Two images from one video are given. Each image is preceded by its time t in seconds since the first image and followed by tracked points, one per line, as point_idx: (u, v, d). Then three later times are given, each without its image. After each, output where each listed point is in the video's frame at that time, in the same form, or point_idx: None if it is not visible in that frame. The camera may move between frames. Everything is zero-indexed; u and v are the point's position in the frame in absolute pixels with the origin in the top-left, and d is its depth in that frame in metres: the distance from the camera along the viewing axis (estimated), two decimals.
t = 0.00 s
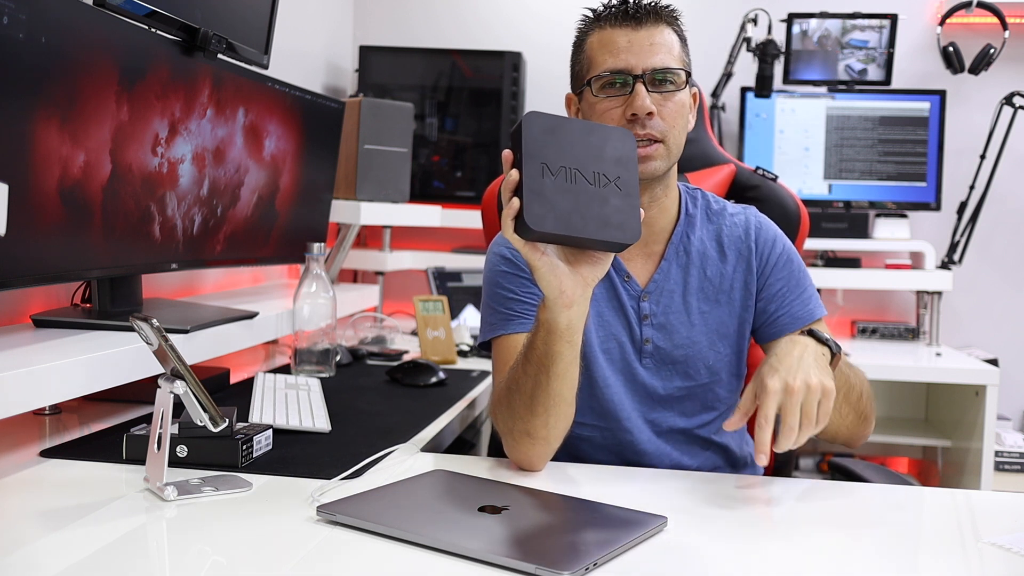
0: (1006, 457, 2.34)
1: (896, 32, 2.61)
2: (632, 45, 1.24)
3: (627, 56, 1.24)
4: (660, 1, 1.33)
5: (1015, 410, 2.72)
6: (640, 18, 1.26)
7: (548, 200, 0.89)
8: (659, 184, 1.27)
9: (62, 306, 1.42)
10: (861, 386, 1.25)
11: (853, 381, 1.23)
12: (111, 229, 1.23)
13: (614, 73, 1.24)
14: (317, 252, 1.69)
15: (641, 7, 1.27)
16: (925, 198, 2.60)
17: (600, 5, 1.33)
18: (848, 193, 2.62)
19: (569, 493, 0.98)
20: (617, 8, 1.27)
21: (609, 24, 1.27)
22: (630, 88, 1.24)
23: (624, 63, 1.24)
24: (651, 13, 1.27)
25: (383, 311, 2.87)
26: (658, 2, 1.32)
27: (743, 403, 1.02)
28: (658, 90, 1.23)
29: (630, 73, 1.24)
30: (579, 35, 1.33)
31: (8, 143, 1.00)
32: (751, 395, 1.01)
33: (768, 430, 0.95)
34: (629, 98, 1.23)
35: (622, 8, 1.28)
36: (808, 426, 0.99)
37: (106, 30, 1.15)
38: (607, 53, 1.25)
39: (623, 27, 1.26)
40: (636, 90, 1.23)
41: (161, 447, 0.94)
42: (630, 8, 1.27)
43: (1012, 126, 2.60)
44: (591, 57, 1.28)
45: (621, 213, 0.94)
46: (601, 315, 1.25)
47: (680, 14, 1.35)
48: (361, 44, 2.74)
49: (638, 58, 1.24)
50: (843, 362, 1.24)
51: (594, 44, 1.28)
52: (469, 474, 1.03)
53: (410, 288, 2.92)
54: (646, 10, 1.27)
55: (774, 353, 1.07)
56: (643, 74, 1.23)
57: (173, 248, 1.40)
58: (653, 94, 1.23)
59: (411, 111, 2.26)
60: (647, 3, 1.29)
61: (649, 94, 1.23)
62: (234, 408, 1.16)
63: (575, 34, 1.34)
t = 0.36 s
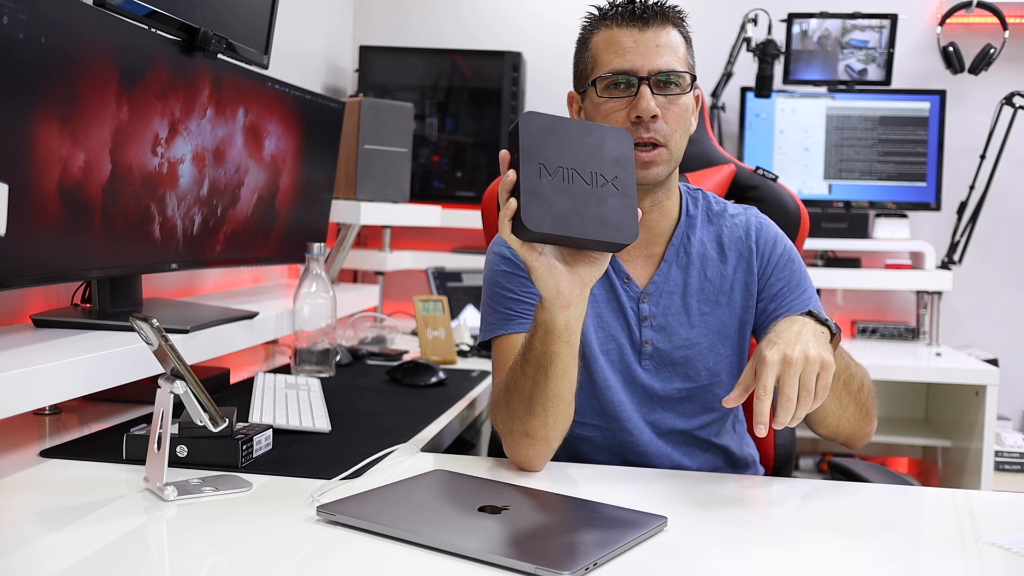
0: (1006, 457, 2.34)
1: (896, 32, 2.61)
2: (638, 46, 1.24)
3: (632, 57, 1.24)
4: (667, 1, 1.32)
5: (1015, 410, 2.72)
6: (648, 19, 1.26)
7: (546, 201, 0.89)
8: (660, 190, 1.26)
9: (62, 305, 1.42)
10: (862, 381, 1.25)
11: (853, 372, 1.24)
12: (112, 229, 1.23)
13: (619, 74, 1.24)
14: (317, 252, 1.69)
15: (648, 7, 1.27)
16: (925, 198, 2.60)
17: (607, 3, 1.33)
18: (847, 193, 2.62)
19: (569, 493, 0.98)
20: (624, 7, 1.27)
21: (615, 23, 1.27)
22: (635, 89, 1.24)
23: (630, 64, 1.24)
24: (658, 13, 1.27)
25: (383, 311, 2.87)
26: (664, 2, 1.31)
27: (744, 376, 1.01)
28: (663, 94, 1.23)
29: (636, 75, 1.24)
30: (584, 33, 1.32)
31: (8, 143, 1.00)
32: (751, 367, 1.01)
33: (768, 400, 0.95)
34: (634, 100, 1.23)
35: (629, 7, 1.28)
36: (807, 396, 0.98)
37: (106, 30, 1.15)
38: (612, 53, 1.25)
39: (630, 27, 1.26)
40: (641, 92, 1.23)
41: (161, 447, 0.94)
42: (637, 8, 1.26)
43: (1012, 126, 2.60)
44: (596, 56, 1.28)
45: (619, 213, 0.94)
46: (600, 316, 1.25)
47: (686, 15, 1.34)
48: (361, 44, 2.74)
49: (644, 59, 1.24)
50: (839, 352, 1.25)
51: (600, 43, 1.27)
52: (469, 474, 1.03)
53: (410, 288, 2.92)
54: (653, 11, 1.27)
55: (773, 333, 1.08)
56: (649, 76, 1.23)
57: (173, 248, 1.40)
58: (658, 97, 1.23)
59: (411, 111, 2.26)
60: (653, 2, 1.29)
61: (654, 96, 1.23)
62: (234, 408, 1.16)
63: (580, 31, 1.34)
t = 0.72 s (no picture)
0: (1006, 457, 2.34)
1: (896, 32, 2.61)
2: (652, 45, 1.24)
3: (646, 56, 1.24)
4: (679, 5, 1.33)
5: (1015, 410, 2.72)
6: (663, 20, 1.26)
7: (546, 197, 0.89)
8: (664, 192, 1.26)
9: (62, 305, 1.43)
10: (828, 353, 1.25)
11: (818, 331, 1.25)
12: (112, 229, 1.23)
13: (632, 72, 1.24)
14: (317, 252, 1.69)
15: (662, 9, 1.27)
16: (925, 198, 2.60)
17: (621, 3, 1.33)
18: (847, 193, 2.62)
19: (569, 493, 0.98)
20: (640, 8, 1.27)
21: (630, 23, 1.27)
22: (648, 88, 1.23)
23: (644, 63, 1.24)
24: (672, 16, 1.27)
25: (383, 311, 2.87)
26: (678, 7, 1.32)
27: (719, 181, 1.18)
28: (676, 94, 1.22)
29: (649, 74, 1.23)
30: (596, 30, 1.32)
31: (8, 143, 1.00)
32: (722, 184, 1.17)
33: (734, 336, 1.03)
34: (648, 99, 1.22)
35: (644, 8, 1.28)
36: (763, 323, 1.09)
37: (106, 30, 1.15)
38: (625, 51, 1.25)
39: (645, 27, 1.26)
40: (655, 91, 1.22)
41: (161, 448, 0.94)
42: (653, 9, 1.27)
43: (1011, 126, 2.60)
44: (608, 54, 1.28)
45: (618, 210, 0.94)
46: (601, 314, 1.24)
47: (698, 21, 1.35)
48: (362, 44, 2.74)
49: (658, 58, 1.23)
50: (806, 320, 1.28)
51: (612, 42, 1.27)
52: (469, 474, 1.03)
53: (411, 288, 2.92)
54: (667, 12, 1.27)
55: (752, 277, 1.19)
56: (663, 76, 1.23)
57: (173, 248, 1.40)
58: (671, 98, 1.23)
59: (411, 111, 2.26)
60: (668, 5, 1.29)
61: (668, 96, 1.22)
62: (234, 408, 1.16)
63: (592, 29, 1.34)
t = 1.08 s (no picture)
0: (1006, 457, 2.34)
1: (896, 32, 2.61)
2: (645, 44, 1.24)
3: (639, 55, 1.24)
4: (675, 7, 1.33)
5: (1015, 410, 2.72)
6: (657, 20, 1.26)
7: (550, 213, 0.89)
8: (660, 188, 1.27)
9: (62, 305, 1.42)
10: (792, 363, 1.19)
11: (779, 345, 1.18)
12: (112, 229, 1.23)
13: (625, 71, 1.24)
14: (317, 252, 1.69)
15: (656, 8, 1.28)
16: (925, 198, 2.60)
17: (616, 4, 1.33)
18: (847, 193, 2.62)
19: (569, 494, 0.98)
20: (633, 8, 1.28)
21: (623, 22, 1.27)
22: (640, 87, 1.23)
23: (637, 62, 1.24)
24: (666, 15, 1.27)
25: (383, 311, 2.87)
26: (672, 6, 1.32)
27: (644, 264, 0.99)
28: (669, 93, 1.22)
29: (641, 73, 1.23)
30: (591, 30, 1.33)
31: (8, 143, 1.00)
32: (654, 258, 0.99)
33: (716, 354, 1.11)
34: (640, 98, 1.23)
35: (638, 8, 1.28)
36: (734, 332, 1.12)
37: (106, 30, 1.15)
38: (618, 50, 1.26)
39: (638, 27, 1.26)
40: (647, 90, 1.23)
41: (161, 448, 0.94)
42: (647, 9, 1.27)
43: (1012, 126, 2.60)
44: (602, 53, 1.28)
45: (627, 219, 0.93)
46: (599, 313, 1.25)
47: (694, 22, 1.35)
48: (362, 44, 2.74)
49: (651, 57, 1.24)
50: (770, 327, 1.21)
51: (607, 41, 1.28)
52: (470, 474, 1.03)
53: (411, 288, 2.92)
54: (661, 11, 1.27)
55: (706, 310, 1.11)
56: (655, 74, 1.23)
57: (173, 248, 1.40)
58: (664, 97, 1.23)
59: (411, 111, 2.27)
60: (662, 5, 1.29)
61: (660, 95, 1.23)
62: (234, 408, 1.16)
63: (587, 29, 1.34)
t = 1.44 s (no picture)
0: (1006, 457, 2.34)
1: (896, 32, 2.61)
2: (641, 43, 1.24)
3: (634, 54, 1.24)
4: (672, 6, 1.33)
5: (1015, 410, 2.72)
6: (653, 19, 1.26)
7: (546, 218, 0.89)
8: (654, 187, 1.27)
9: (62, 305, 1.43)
10: (789, 364, 1.18)
11: (775, 346, 1.17)
12: (112, 229, 1.23)
13: (620, 69, 1.24)
14: (316, 252, 1.69)
15: (653, 8, 1.27)
16: (925, 198, 2.60)
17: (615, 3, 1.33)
18: (847, 193, 2.62)
19: (568, 493, 0.98)
20: (631, 7, 1.28)
21: (620, 20, 1.27)
22: (635, 86, 1.23)
23: (633, 61, 1.24)
24: (663, 15, 1.27)
25: (383, 311, 2.87)
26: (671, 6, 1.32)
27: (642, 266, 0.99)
28: (663, 92, 1.23)
29: (636, 71, 1.24)
30: (588, 29, 1.33)
31: (8, 143, 1.00)
32: (651, 261, 0.99)
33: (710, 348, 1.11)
34: (634, 96, 1.23)
35: (634, 7, 1.28)
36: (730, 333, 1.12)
37: (106, 30, 1.15)
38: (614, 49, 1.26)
39: (635, 26, 1.26)
40: (641, 89, 1.23)
41: (161, 447, 0.94)
42: (644, 8, 1.27)
43: (1012, 126, 2.60)
44: (599, 52, 1.28)
45: (626, 223, 0.93)
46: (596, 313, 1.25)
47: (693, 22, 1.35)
48: (362, 44, 2.74)
49: (646, 56, 1.24)
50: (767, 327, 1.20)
51: (603, 39, 1.27)
52: (469, 474, 1.03)
53: (410, 287, 2.92)
54: (658, 11, 1.27)
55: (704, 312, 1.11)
56: (650, 73, 1.23)
57: (173, 248, 1.40)
58: (658, 96, 1.23)
59: (411, 111, 2.27)
60: (660, 5, 1.29)
61: (654, 94, 1.23)
62: (234, 408, 1.16)
63: (585, 27, 1.34)
